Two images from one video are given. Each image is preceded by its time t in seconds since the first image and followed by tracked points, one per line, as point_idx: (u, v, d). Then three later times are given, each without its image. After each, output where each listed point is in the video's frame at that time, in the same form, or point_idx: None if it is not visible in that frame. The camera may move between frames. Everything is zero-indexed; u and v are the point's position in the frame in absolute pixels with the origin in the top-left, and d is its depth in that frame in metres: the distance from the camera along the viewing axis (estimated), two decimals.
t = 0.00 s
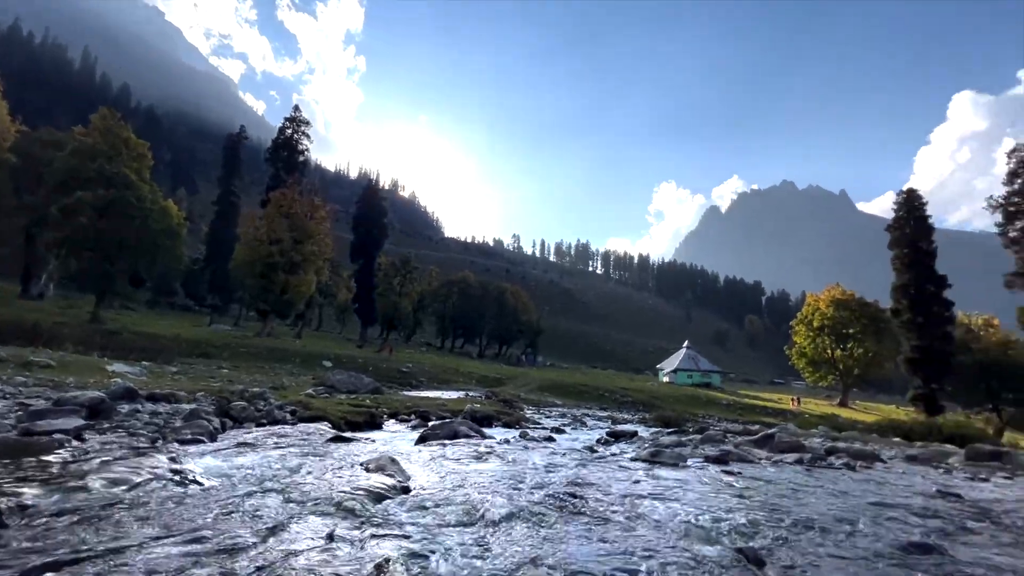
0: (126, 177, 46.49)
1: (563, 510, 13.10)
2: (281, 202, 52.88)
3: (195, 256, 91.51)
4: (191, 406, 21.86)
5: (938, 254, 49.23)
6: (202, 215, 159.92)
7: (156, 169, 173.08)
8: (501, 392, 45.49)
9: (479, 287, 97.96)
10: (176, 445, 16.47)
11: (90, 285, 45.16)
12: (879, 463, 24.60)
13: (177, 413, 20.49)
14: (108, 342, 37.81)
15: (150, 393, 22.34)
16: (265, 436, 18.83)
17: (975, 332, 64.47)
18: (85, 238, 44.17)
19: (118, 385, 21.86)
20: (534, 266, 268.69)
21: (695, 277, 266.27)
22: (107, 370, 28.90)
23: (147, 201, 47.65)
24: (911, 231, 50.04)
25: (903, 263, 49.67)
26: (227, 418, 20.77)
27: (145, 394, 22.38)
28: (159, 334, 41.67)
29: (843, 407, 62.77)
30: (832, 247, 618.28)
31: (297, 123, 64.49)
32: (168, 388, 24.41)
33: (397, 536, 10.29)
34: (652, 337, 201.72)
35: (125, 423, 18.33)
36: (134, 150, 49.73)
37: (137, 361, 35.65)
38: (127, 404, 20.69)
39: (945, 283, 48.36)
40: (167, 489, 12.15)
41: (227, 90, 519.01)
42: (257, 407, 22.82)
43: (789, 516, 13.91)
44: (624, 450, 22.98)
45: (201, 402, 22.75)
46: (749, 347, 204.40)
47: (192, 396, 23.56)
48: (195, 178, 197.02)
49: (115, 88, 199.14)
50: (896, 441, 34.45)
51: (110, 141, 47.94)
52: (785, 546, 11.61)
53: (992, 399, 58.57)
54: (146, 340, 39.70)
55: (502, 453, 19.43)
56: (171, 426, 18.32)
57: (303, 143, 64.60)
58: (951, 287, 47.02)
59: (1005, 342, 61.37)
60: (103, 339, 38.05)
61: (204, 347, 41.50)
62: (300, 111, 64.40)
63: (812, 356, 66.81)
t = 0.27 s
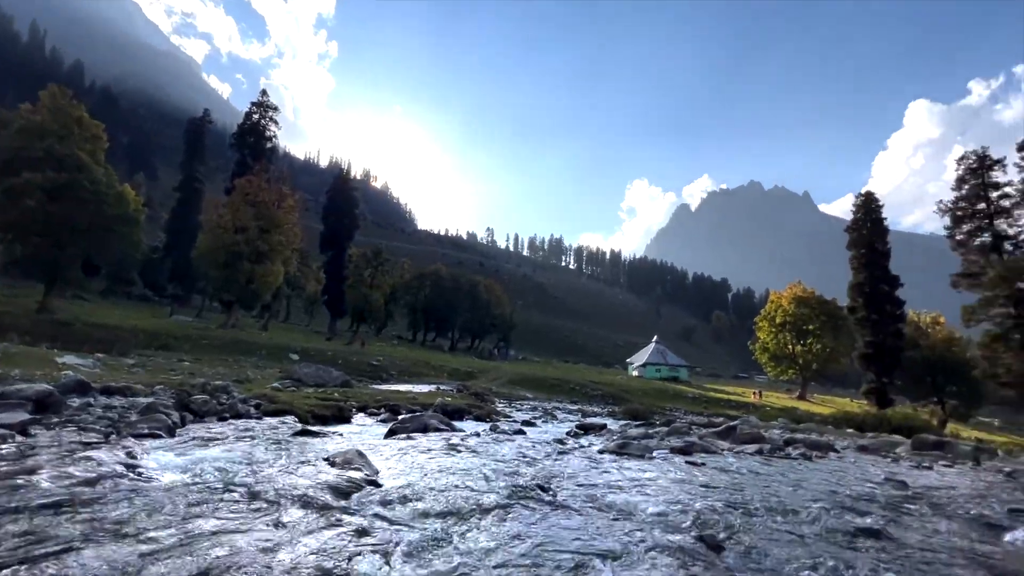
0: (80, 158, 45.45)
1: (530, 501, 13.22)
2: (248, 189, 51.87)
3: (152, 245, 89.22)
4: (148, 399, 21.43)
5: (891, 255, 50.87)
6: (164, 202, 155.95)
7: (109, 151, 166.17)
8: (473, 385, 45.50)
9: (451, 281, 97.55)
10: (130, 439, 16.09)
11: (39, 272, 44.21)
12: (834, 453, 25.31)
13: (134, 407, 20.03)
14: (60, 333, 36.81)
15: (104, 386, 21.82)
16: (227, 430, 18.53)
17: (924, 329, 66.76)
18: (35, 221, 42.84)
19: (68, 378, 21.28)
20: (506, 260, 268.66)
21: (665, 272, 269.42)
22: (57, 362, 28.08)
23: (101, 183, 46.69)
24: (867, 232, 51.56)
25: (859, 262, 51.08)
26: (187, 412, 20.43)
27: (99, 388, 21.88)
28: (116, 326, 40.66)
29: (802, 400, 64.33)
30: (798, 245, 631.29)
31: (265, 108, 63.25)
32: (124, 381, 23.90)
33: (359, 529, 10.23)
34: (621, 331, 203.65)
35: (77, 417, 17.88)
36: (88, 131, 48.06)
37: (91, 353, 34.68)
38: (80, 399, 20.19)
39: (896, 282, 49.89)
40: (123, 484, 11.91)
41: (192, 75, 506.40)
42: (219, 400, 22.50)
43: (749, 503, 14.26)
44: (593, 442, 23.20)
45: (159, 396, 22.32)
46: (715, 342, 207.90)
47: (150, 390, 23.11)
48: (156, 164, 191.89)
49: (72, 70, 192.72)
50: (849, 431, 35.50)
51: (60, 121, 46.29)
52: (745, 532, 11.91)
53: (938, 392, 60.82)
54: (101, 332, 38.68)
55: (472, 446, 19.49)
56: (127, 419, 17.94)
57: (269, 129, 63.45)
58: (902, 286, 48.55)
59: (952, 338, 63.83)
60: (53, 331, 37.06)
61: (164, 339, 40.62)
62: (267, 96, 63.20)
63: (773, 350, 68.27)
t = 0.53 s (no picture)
0: (31, 141, 44.24)
1: (498, 494, 13.28)
2: (212, 175, 50.82)
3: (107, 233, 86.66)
4: (103, 393, 20.93)
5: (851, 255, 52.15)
6: (121, 187, 151.47)
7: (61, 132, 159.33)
8: (445, 379, 45.55)
9: (424, 274, 97.09)
10: (83, 435, 15.68)
11: None
12: (793, 445, 25.95)
13: (87, 401, 19.52)
14: (10, 325, 35.73)
15: (54, 380, 21.22)
16: (188, 425, 18.21)
17: (880, 325, 68.81)
18: None
19: (16, 372, 20.64)
20: (480, 254, 268.05)
21: (636, 268, 272.07)
22: (5, 355, 27.20)
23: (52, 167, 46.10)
24: (829, 232, 52.81)
25: (821, 261, 52.28)
26: (145, 406, 20.03)
27: (49, 382, 21.28)
28: (70, 317, 39.54)
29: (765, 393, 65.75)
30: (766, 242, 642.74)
31: (230, 92, 61.95)
32: (78, 375, 23.29)
33: (324, 526, 10.16)
34: (592, 325, 205.10)
35: (28, 412, 17.39)
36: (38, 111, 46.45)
37: (41, 345, 33.69)
38: (30, 393, 19.63)
39: (854, 281, 51.18)
40: (77, 483, 11.63)
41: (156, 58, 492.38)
42: (179, 394, 22.12)
43: (713, 494, 14.54)
44: (564, 435, 23.41)
45: (114, 390, 21.82)
46: (684, 337, 210.96)
47: (105, 384, 22.58)
48: (113, 149, 186.01)
49: (26, 49, 185.46)
50: (807, 423, 36.41)
51: (7, 98, 43.72)
52: (709, 522, 12.17)
53: (893, 388, 62.65)
54: (54, 325, 37.70)
55: (442, 440, 19.52)
56: (80, 414, 17.51)
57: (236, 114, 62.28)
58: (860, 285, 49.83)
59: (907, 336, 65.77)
60: (4, 322, 35.97)
61: (120, 331, 39.68)
62: (232, 79, 61.91)
63: (739, 345, 69.57)
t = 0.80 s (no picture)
0: None
1: (469, 486, 13.30)
2: (174, 161, 49.73)
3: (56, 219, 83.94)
4: (55, 387, 20.37)
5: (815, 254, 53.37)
6: (75, 172, 146.66)
7: (11, 112, 152.81)
8: (418, 372, 45.45)
9: (398, 266, 96.29)
10: (33, 431, 15.26)
11: None
12: (757, 436, 26.55)
13: (38, 396, 18.99)
14: None
15: (0, 373, 20.60)
16: (146, 421, 17.87)
17: (839, 321, 70.52)
18: None
19: None
20: (454, 247, 267.11)
21: (609, 264, 273.97)
22: None
23: None
24: (794, 231, 53.94)
25: (785, 260, 53.37)
26: (101, 401, 19.59)
27: None
28: (19, 309, 38.35)
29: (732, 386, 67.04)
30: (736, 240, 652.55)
31: (194, 75, 60.61)
32: (29, 368, 22.68)
33: (289, 521, 10.04)
34: (565, 320, 206.07)
35: None
36: None
37: None
38: None
39: (817, 278, 52.30)
40: (29, 481, 11.33)
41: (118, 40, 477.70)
42: (137, 389, 21.70)
43: (680, 484, 14.78)
44: (536, 428, 23.59)
45: (67, 384, 21.29)
46: (655, 332, 213.44)
47: (57, 377, 22.02)
48: (67, 132, 179.67)
49: None
50: (769, 414, 37.24)
51: None
52: (676, 511, 12.41)
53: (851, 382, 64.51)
54: (4, 317, 36.72)
55: (413, 433, 19.52)
56: (31, 410, 17.04)
57: (201, 97, 61.09)
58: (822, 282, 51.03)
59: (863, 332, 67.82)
60: None
61: (73, 324, 38.67)
62: (196, 62, 60.56)
63: (707, 340, 70.77)
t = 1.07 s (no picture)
0: None
1: (439, 481, 13.30)
2: (133, 147, 48.53)
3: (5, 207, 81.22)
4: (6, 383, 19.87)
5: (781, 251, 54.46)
6: (30, 158, 142.10)
7: None
8: (391, 367, 45.25)
9: (370, 259, 95.60)
10: None
11: None
12: (723, 428, 27.11)
13: None
14: None
15: None
16: (103, 417, 17.50)
17: (802, 316, 72.05)
18: None
19: None
20: (428, 240, 265.87)
21: (583, 259, 275.48)
22: None
23: None
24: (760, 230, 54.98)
25: (753, 257, 54.38)
26: (54, 397, 19.17)
27: None
28: None
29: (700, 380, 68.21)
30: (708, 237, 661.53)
31: (155, 57, 59.30)
32: None
33: (252, 519, 9.91)
34: (538, 313, 206.81)
35: None
36: None
37: None
38: None
39: (782, 275, 53.34)
40: None
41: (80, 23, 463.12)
42: (93, 384, 21.31)
43: (648, 476, 15.01)
44: (508, 421, 23.75)
45: (19, 379, 20.79)
46: (627, 326, 215.64)
47: (8, 372, 21.49)
48: (21, 117, 173.72)
49: None
50: (730, 407, 38.10)
51: None
52: (640, 501, 12.65)
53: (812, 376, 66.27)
54: None
55: (383, 428, 19.50)
56: None
57: (161, 81, 59.96)
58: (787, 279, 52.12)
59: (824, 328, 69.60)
60: None
61: (27, 316, 37.67)
62: (157, 44, 59.26)
63: (677, 335, 71.97)
